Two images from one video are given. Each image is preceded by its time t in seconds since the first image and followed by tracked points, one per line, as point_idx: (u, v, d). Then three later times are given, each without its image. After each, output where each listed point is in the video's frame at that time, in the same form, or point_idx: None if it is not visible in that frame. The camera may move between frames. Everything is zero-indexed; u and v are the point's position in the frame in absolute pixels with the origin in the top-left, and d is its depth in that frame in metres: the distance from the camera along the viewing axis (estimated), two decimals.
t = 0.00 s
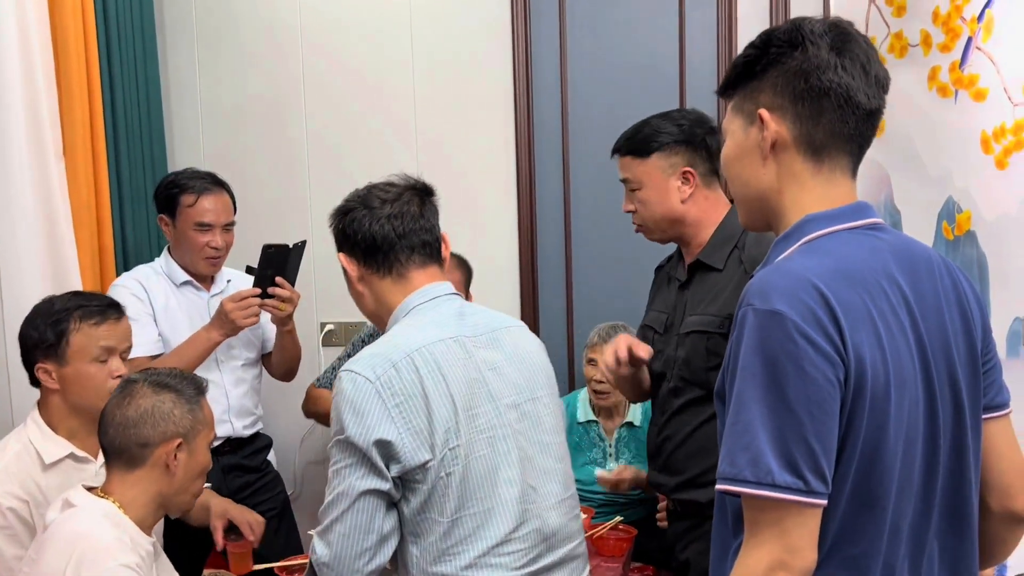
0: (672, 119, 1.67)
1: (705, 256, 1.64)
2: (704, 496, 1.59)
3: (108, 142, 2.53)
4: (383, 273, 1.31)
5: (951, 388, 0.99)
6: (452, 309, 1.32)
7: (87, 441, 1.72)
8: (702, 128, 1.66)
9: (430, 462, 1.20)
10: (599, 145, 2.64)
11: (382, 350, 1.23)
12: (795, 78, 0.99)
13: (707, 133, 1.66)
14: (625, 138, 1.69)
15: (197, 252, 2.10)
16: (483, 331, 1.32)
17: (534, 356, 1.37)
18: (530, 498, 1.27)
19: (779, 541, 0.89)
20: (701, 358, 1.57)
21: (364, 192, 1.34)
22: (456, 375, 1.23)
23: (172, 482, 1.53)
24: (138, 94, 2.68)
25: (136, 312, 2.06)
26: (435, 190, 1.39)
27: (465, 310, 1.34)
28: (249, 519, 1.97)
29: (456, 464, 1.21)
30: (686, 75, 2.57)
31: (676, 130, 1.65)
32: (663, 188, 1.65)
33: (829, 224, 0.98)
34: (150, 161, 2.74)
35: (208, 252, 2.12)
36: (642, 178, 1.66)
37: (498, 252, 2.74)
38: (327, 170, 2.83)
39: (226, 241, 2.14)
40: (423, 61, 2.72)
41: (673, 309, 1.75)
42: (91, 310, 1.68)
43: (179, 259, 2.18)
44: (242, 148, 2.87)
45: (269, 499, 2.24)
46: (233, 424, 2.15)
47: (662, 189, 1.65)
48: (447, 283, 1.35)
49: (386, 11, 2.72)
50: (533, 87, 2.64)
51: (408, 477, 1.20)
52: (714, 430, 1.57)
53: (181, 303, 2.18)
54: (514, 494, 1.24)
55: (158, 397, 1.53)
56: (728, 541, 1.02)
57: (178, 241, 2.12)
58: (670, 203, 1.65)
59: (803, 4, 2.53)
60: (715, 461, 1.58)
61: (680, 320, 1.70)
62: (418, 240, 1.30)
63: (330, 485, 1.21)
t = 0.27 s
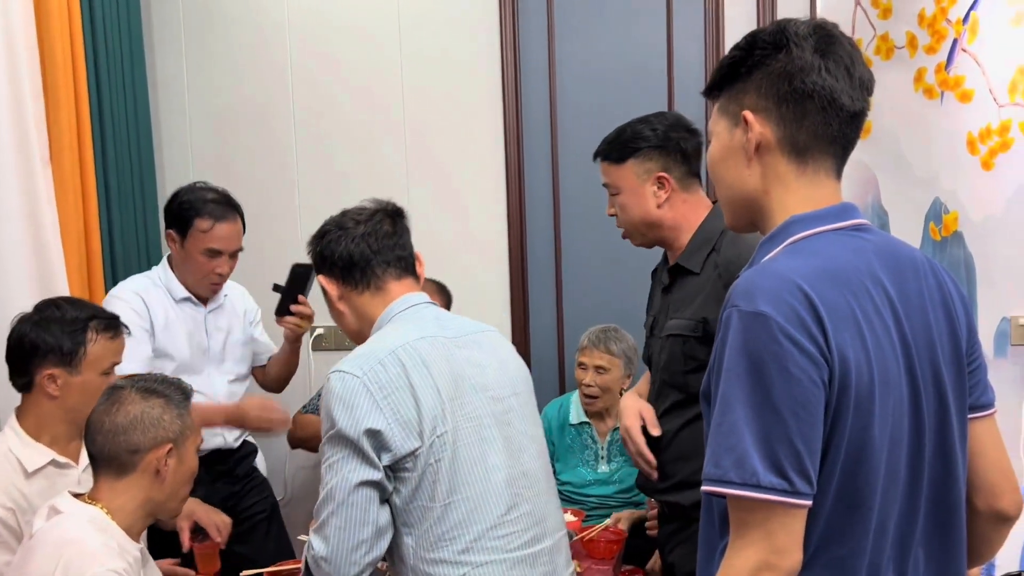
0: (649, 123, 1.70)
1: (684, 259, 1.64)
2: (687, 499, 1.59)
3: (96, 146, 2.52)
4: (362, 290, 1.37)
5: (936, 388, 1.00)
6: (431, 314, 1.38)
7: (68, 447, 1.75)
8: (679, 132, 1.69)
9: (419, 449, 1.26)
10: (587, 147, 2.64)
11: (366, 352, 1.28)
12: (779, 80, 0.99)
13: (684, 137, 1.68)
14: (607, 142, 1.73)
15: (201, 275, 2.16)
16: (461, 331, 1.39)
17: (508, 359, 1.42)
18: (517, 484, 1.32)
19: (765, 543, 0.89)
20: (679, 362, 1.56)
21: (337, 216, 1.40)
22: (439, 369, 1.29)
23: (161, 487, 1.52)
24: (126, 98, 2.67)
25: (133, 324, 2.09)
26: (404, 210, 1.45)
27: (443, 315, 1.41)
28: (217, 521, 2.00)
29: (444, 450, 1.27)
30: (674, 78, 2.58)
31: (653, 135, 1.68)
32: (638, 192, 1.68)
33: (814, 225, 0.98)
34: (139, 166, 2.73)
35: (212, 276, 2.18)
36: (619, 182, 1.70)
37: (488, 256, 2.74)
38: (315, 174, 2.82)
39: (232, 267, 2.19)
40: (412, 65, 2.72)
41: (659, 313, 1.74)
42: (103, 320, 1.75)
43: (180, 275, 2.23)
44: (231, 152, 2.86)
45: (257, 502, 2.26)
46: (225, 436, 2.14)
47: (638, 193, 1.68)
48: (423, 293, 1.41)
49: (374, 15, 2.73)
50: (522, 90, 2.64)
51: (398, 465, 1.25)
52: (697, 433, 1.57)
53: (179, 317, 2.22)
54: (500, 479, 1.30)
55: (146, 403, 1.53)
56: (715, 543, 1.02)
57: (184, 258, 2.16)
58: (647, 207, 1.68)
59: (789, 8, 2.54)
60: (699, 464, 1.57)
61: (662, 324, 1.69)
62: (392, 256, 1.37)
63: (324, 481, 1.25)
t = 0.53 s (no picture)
0: (635, 123, 1.70)
1: (669, 259, 1.65)
2: (674, 500, 1.59)
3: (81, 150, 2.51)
4: (343, 305, 1.37)
5: (919, 388, 1.00)
6: (412, 319, 1.39)
7: (53, 454, 1.76)
8: (666, 132, 1.69)
9: (409, 440, 1.25)
10: (575, 149, 2.64)
11: (352, 353, 1.28)
12: (763, 83, 0.99)
13: (671, 138, 1.68)
14: (595, 142, 1.73)
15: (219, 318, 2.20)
16: (441, 334, 1.40)
17: (489, 361, 1.43)
18: (506, 471, 1.33)
19: (747, 544, 0.89)
20: (663, 362, 1.56)
21: (316, 235, 1.41)
22: (424, 365, 1.30)
23: (150, 491, 1.51)
24: (110, 101, 2.66)
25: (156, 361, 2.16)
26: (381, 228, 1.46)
27: (423, 320, 1.41)
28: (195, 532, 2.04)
29: (433, 441, 1.27)
30: (661, 79, 2.58)
31: (639, 135, 1.68)
32: (622, 192, 1.69)
33: (797, 226, 0.98)
34: (124, 170, 2.72)
35: (230, 319, 2.22)
36: (604, 183, 1.71)
37: (477, 257, 2.74)
38: (303, 176, 2.81)
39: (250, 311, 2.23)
40: (399, 67, 2.72)
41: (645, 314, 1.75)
42: (94, 329, 1.77)
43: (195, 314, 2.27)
44: (219, 155, 2.85)
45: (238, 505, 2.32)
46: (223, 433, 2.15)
47: (621, 193, 1.69)
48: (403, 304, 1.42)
49: (361, 16, 2.72)
50: (508, 91, 2.64)
51: (387, 457, 1.25)
52: (681, 433, 1.57)
53: (193, 354, 2.28)
54: (490, 466, 1.30)
55: (134, 408, 1.52)
56: (700, 544, 1.02)
57: (203, 299, 2.18)
58: (631, 207, 1.69)
59: (775, 8, 2.55)
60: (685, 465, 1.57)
61: (649, 324, 1.70)
62: (371, 271, 1.38)
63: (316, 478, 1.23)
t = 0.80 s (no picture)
0: (624, 121, 1.71)
1: (657, 259, 1.65)
2: (664, 498, 1.59)
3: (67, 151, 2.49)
4: (326, 314, 1.37)
5: (905, 384, 1.00)
6: (397, 323, 1.39)
7: (44, 458, 1.76)
8: (654, 132, 1.68)
9: (399, 435, 1.25)
10: (564, 148, 2.64)
11: (340, 353, 1.28)
12: (747, 82, 0.99)
13: (659, 138, 1.68)
14: (584, 140, 1.73)
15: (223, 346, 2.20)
16: (425, 336, 1.41)
17: (473, 361, 1.43)
18: (496, 463, 1.33)
19: (732, 542, 0.89)
20: (652, 361, 1.56)
21: (299, 246, 1.41)
22: (411, 363, 1.31)
23: (138, 494, 1.50)
24: (96, 102, 2.65)
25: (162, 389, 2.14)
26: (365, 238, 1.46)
27: (408, 323, 1.42)
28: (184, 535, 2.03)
29: (424, 436, 1.26)
30: (650, 78, 2.58)
31: (628, 134, 1.68)
32: (610, 191, 1.69)
33: (781, 224, 0.98)
34: (111, 171, 2.71)
35: (235, 347, 2.21)
36: (593, 181, 1.72)
37: (467, 257, 2.73)
38: (293, 177, 2.80)
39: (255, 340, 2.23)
40: (388, 67, 2.71)
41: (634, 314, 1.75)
42: (83, 331, 1.78)
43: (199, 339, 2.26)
44: (207, 156, 2.84)
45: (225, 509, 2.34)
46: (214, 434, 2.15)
47: (609, 191, 1.69)
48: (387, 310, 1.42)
49: (348, 16, 2.71)
50: (497, 90, 2.64)
51: (378, 452, 1.25)
52: (669, 433, 1.57)
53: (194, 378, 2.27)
54: (480, 458, 1.30)
55: (121, 411, 1.51)
56: (688, 542, 1.02)
57: (208, 327, 2.18)
58: (617, 206, 1.69)
59: (763, 6, 2.55)
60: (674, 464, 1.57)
61: (637, 324, 1.70)
62: (354, 281, 1.38)
63: (308, 476, 1.22)
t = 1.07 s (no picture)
0: (611, 121, 1.70)
1: (643, 259, 1.65)
2: (652, 498, 1.59)
3: (52, 152, 2.48)
4: (313, 319, 1.38)
5: (889, 381, 1.00)
6: (378, 328, 1.39)
7: (37, 464, 1.74)
8: (640, 134, 1.68)
9: (377, 438, 1.25)
10: (553, 148, 2.64)
11: (318, 359, 1.28)
12: (731, 81, 0.98)
13: (645, 139, 1.68)
14: (569, 139, 1.73)
15: (206, 332, 2.20)
16: (405, 340, 1.41)
17: (453, 363, 1.43)
18: (479, 462, 1.33)
19: (719, 541, 0.89)
20: (638, 361, 1.56)
21: (294, 247, 1.40)
22: (388, 368, 1.30)
23: (124, 498, 1.49)
24: (82, 103, 2.63)
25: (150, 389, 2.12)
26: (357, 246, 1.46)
27: (390, 327, 1.42)
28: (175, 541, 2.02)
29: (404, 437, 1.26)
30: (638, 78, 2.58)
31: (613, 134, 1.68)
32: (595, 192, 1.69)
33: (764, 224, 0.97)
34: (98, 172, 2.70)
35: (219, 333, 2.21)
36: (578, 181, 1.72)
37: (456, 257, 2.73)
38: (281, 177, 2.79)
39: (238, 323, 2.22)
40: (375, 67, 2.71)
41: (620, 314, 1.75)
42: (78, 335, 1.77)
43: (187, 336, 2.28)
44: (194, 157, 2.82)
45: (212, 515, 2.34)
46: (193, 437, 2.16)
47: (593, 191, 1.69)
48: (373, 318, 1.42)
49: (335, 16, 2.71)
50: (485, 90, 2.63)
51: (356, 456, 1.24)
52: (657, 432, 1.57)
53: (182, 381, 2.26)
54: (463, 457, 1.30)
55: (106, 414, 1.49)
56: (676, 542, 1.02)
57: (190, 317, 2.22)
58: (602, 206, 1.69)
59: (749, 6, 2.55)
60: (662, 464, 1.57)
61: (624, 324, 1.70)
62: (343, 290, 1.38)
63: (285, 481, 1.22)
